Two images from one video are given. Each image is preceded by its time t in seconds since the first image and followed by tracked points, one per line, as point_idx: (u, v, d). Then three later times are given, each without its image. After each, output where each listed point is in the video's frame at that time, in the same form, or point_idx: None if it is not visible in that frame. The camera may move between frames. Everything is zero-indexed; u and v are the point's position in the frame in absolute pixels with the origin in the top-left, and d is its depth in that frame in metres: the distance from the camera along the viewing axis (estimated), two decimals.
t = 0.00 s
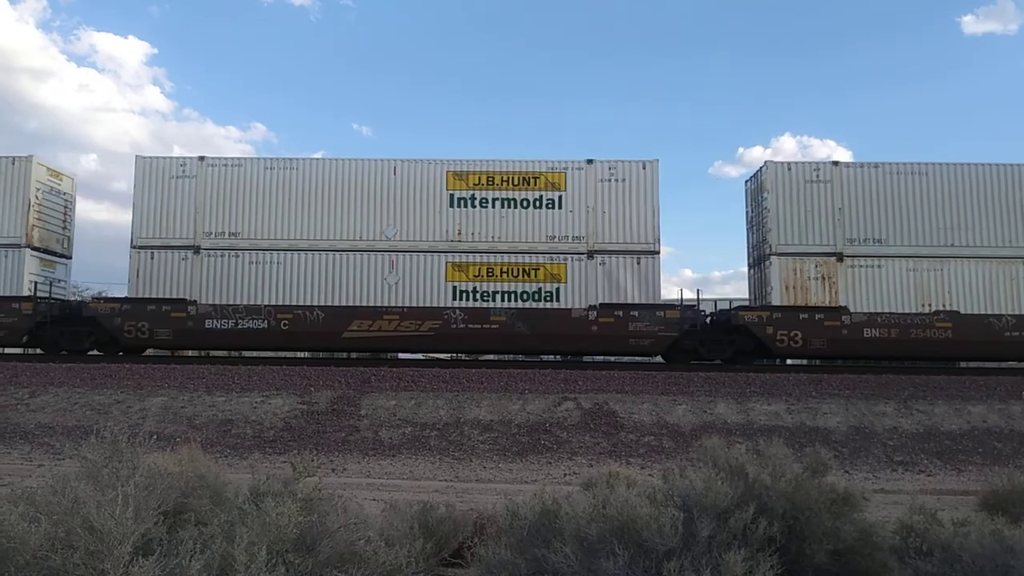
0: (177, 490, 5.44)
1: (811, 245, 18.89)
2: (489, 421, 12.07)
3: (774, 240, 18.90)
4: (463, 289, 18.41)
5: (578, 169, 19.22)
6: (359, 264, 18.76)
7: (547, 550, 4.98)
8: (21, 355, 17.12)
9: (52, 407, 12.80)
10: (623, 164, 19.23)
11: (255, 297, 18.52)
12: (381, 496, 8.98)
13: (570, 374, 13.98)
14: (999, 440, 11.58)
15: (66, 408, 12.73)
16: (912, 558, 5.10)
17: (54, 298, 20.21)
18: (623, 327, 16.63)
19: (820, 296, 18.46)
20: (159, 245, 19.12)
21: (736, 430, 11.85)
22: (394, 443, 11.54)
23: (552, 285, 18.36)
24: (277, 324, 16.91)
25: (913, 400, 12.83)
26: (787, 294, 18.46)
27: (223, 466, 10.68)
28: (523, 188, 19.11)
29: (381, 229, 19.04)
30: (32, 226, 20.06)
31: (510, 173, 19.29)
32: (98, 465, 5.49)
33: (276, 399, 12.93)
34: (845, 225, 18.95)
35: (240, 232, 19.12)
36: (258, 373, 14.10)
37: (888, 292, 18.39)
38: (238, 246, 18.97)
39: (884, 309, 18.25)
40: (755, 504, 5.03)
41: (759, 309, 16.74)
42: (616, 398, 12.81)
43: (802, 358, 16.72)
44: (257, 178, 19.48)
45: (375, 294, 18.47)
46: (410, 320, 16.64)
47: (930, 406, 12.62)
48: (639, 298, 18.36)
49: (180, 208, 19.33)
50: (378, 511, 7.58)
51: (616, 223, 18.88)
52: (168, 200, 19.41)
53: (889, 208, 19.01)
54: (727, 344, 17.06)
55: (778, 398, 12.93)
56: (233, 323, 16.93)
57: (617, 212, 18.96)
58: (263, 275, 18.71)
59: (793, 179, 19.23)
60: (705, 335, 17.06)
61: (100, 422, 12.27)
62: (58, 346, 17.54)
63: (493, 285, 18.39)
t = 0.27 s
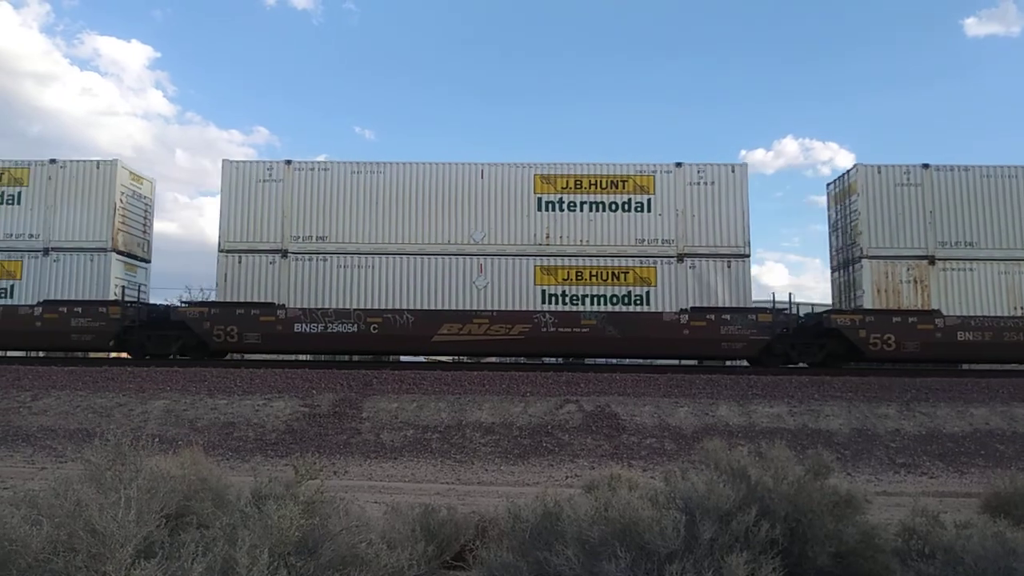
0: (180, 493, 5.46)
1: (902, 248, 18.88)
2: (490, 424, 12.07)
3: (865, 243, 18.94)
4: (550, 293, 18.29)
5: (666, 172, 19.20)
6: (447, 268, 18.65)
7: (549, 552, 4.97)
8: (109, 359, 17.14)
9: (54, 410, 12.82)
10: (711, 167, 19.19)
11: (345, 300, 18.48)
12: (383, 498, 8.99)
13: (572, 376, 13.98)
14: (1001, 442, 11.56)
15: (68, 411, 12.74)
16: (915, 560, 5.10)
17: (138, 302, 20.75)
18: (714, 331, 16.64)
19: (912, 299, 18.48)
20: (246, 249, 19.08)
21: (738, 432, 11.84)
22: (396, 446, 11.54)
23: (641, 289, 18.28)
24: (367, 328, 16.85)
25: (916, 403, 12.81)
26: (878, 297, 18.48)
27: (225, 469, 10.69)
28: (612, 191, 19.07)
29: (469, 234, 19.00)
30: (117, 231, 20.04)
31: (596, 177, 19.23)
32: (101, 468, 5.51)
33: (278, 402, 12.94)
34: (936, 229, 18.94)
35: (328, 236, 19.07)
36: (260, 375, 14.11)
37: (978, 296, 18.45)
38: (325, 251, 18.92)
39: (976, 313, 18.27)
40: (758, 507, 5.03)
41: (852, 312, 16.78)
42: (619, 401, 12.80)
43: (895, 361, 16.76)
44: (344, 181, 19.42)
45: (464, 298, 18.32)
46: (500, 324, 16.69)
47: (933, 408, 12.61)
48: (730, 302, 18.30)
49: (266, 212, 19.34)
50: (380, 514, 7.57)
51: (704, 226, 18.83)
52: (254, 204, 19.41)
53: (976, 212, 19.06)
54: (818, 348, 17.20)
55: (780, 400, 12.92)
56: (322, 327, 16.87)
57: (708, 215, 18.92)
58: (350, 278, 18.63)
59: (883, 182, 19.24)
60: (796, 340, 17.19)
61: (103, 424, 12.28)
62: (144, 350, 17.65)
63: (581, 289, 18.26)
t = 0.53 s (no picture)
0: (178, 493, 5.46)
1: (990, 250, 18.79)
2: (489, 423, 12.07)
3: (953, 245, 18.85)
4: (637, 295, 17.85)
5: (753, 172, 18.75)
6: (531, 269, 18.21)
7: (548, 552, 4.97)
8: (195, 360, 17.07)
9: (53, 409, 12.80)
10: (798, 167, 18.79)
11: (429, 301, 17.97)
12: (382, 498, 8.98)
13: (571, 376, 13.97)
14: (1000, 442, 11.57)
15: (66, 411, 12.73)
16: (913, 559, 5.10)
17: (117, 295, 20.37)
18: (805, 331, 16.65)
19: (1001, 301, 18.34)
20: (331, 250, 18.52)
21: (737, 432, 11.85)
22: (395, 446, 11.54)
23: (728, 289, 17.84)
24: (454, 329, 16.84)
25: (914, 402, 12.82)
26: (968, 299, 18.34)
27: (224, 469, 10.68)
28: (697, 191, 18.67)
29: (554, 234, 18.50)
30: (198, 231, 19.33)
31: (686, 177, 18.81)
32: (99, 468, 5.50)
33: (277, 402, 12.93)
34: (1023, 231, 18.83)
35: (412, 237, 18.55)
36: (258, 375, 14.10)
37: None
38: (410, 251, 18.42)
39: None
40: (756, 506, 5.03)
41: (941, 313, 16.76)
42: (617, 401, 12.80)
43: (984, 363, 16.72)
44: (426, 181, 18.90)
45: (550, 300, 17.93)
46: (589, 324, 16.69)
47: (931, 408, 12.62)
48: (821, 304, 17.90)
49: (350, 212, 18.77)
50: (378, 514, 7.57)
51: (797, 227, 18.39)
52: (336, 204, 18.83)
53: None
54: (906, 349, 17.14)
55: (779, 400, 12.92)
56: (410, 328, 16.81)
57: (795, 215, 18.49)
58: (435, 280, 18.11)
59: (972, 183, 19.18)
60: (884, 340, 17.14)
61: (102, 424, 12.28)
62: (229, 351, 17.60)
63: (667, 290, 17.82)
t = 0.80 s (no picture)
0: (179, 491, 5.45)
1: None
2: (489, 422, 12.07)
3: None
4: (726, 293, 17.61)
5: (840, 170, 18.48)
6: (617, 268, 17.97)
7: (548, 550, 4.97)
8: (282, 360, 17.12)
9: (53, 408, 12.80)
10: (885, 166, 18.47)
11: (512, 302, 17.88)
12: (382, 496, 8.98)
13: (571, 374, 13.98)
14: (1000, 440, 11.58)
15: (67, 409, 12.73)
16: (913, 557, 5.11)
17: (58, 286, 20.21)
18: (896, 330, 16.66)
19: None
20: (417, 249, 18.24)
21: (737, 430, 11.85)
22: (395, 444, 11.54)
23: (818, 288, 17.52)
24: (541, 328, 16.96)
25: (914, 400, 12.82)
26: None
27: (224, 468, 10.68)
28: (784, 190, 18.36)
29: (641, 233, 18.22)
30: (283, 230, 18.96)
31: (770, 175, 18.48)
32: (100, 466, 5.50)
33: (277, 400, 12.93)
34: None
35: (499, 236, 18.26)
36: (258, 373, 14.09)
37: None
38: (496, 251, 18.19)
39: None
40: (757, 505, 5.03)
41: None
42: (617, 399, 12.80)
43: None
44: (512, 180, 18.59)
45: (639, 299, 17.70)
46: (677, 324, 16.72)
47: (931, 406, 12.62)
48: (911, 304, 17.56)
49: (434, 210, 18.48)
50: (378, 512, 7.56)
51: (885, 225, 18.07)
52: (420, 203, 18.53)
53: None
54: (997, 349, 17.08)
55: (779, 398, 12.92)
56: (498, 327, 16.93)
57: (883, 214, 18.16)
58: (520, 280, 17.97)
59: None
60: (975, 340, 17.08)
61: (102, 422, 12.28)
62: (315, 350, 17.63)
63: (759, 288, 17.56)
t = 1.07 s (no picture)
0: (178, 490, 5.45)
1: None
2: (489, 420, 12.07)
3: None
4: (826, 294, 17.61)
5: (929, 170, 18.48)
6: (705, 268, 17.96)
7: (548, 549, 4.97)
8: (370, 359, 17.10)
9: (53, 406, 12.80)
10: (973, 166, 18.47)
11: (604, 301, 17.81)
12: (382, 495, 8.98)
13: (571, 373, 13.98)
14: (999, 439, 11.58)
15: (66, 408, 12.73)
16: (912, 556, 5.11)
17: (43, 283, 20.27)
18: (986, 331, 16.56)
19: None
20: (503, 248, 18.14)
21: (737, 429, 11.86)
22: (394, 443, 11.54)
23: (908, 288, 17.56)
24: (630, 328, 16.89)
25: (914, 399, 12.83)
26: None
27: (224, 466, 10.68)
28: (873, 189, 18.38)
29: (730, 232, 18.21)
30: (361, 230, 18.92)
31: (859, 175, 18.49)
32: (99, 465, 5.49)
33: (277, 398, 12.94)
34: None
35: (586, 236, 18.21)
36: (258, 372, 14.10)
37: None
38: (583, 250, 18.11)
39: None
40: (756, 503, 5.03)
41: None
42: (617, 397, 12.80)
43: None
44: (600, 180, 18.53)
45: (729, 300, 17.69)
46: (767, 324, 16.69)
47: (931, 405, 12.62)
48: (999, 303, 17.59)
49: (523, 211, 18.34)
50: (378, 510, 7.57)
51: (973, 225, 18.07)
52: (507, 203, 18.38)
53: None
54: None
55: (778, 397, 12.92)
56: (586, 326, 16.91)
57: (972, 214, 18.17)
58: (609, 280, 17.92)
59: None
60: None
61: (102, 421, 12.27)
62: (401, 350, 17.60)
63: (848, 288, 17.60)
